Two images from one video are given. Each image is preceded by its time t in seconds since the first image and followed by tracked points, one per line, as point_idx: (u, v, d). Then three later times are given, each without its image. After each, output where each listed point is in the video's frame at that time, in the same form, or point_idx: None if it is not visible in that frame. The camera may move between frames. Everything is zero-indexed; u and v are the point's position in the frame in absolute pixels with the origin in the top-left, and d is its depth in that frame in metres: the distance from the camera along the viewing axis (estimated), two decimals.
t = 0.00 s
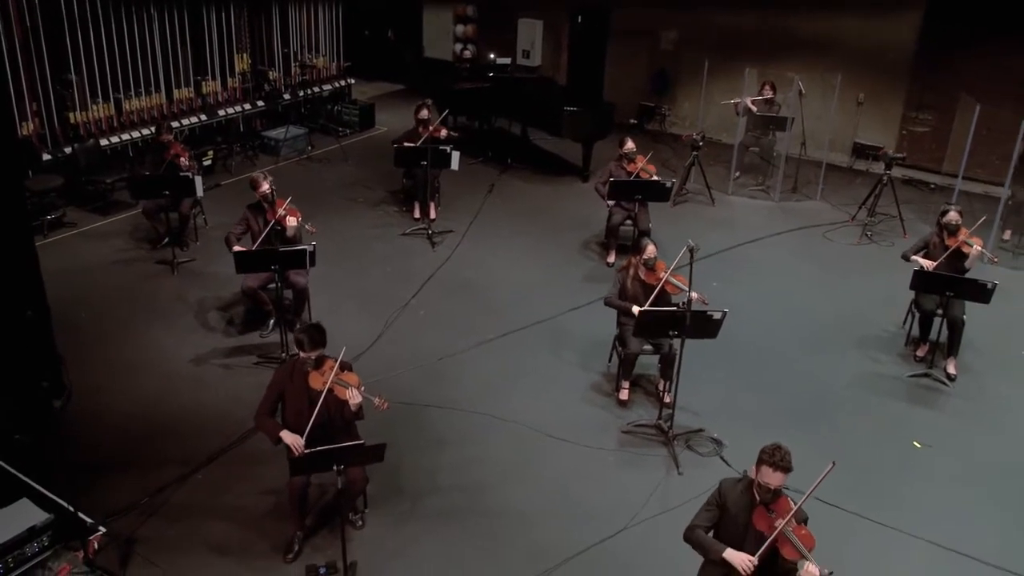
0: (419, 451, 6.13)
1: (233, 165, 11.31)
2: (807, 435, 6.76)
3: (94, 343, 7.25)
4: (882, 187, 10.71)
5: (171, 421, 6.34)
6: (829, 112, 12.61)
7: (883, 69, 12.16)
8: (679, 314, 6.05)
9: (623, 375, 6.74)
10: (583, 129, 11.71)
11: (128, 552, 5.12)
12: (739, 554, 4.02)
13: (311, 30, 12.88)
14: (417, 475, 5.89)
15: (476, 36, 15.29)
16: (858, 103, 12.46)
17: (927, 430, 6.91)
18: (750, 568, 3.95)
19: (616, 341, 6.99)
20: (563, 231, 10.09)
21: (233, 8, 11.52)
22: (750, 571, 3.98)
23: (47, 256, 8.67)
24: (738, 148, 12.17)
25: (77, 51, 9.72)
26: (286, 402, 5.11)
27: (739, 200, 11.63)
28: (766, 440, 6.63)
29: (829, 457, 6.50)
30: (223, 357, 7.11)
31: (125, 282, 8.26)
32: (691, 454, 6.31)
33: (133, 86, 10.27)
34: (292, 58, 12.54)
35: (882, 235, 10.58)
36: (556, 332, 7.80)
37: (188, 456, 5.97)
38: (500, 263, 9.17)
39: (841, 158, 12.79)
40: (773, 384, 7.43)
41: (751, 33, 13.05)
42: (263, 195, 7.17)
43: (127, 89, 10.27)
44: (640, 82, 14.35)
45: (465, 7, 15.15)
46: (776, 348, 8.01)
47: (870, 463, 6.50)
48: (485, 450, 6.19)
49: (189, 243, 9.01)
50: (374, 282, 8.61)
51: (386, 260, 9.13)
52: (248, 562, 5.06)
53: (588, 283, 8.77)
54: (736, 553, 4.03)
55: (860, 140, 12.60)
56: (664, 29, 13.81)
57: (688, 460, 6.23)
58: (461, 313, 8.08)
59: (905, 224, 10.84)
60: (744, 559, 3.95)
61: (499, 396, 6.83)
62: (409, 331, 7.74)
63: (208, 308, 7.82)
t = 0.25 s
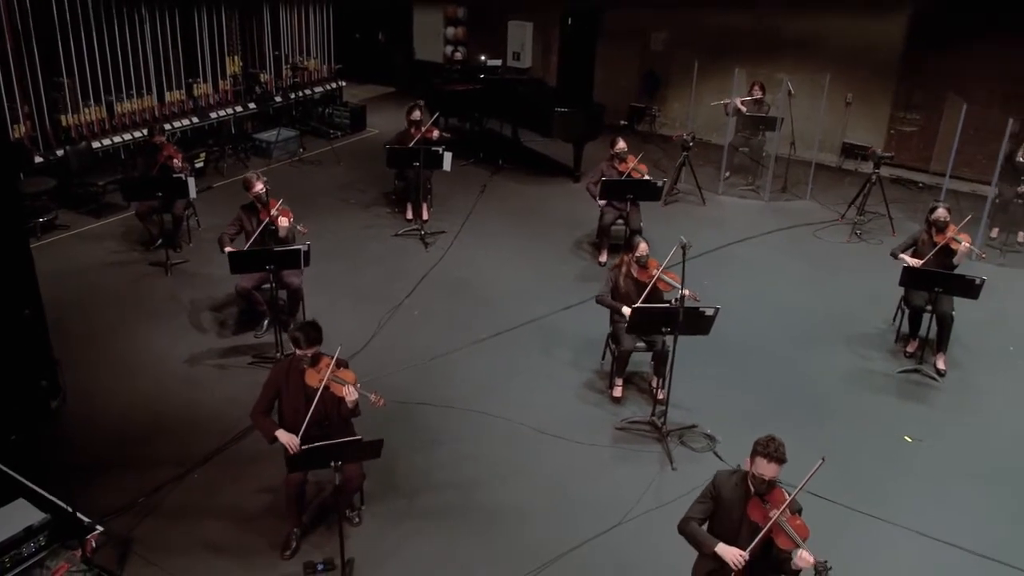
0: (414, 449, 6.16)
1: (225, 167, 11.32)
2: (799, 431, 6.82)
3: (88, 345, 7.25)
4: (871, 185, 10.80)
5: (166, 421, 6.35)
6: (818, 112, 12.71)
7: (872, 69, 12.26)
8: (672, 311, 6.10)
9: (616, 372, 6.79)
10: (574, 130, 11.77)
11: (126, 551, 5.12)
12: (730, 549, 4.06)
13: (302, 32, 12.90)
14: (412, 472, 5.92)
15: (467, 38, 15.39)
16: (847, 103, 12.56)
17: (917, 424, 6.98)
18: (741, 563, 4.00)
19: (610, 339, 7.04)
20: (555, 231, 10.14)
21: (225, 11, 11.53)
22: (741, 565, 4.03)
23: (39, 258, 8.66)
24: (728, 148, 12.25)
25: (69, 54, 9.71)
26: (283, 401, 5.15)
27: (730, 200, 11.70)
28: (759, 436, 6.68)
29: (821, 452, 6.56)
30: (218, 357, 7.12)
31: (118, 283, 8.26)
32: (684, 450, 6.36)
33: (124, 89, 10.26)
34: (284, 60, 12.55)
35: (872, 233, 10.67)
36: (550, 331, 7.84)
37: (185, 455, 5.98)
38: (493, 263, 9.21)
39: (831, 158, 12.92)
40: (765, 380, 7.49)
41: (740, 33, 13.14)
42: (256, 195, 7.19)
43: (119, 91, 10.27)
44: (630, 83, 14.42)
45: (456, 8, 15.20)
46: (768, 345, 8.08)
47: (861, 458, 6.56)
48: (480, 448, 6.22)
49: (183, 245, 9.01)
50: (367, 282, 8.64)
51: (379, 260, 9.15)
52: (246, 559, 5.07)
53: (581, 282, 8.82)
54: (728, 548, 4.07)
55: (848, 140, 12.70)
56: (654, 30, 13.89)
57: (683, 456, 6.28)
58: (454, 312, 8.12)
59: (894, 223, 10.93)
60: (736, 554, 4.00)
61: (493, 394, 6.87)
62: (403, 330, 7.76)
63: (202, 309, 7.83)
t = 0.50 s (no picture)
0: (408, 450, 6.19)
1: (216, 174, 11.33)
2: (789, 430, 6.89)
3: (81, 350, 7.25)
4: (858, 189, 10.92)
5: (160, 425, 6.36)
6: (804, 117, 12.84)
7: (857, 75, 12.41)
8: (663, 311, 6.17)
9: (609, 373, 6.85)
10: (564, 135, 11.85)
11: (122, 553, 5.13)
12: (720, 547, 4.12)
13: (292, 40, 12.94)
14: (407, 473, 5.95)
15: (456, 45, 15.48)
16: (833, 108, 12.69)
17: (906, 423, 7.06)
18: (729, 562, 4.05)
19: (601, 340, 7.10)
20: (546, 236, 10.20)
21: (215, 18, 11.56)
22: (731, 563, 4.09)
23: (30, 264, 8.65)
24: (716, 153, 12.36)
25: (59, 61, 9.72)
26: (278, 401, 5.19)
27: (719, 204, 11.80)
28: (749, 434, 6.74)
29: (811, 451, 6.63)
30: (211, 361, 7.13)
31: (110, 289, 8.26)
32: (677, 449, 6.41)
33: (115, 96, 10.27)
34: (274, 67, 12.59)
35: (859, 236, 10.79)
36: (541, 334, 7.88)
37: (179, 458, 5.99)
38: (484, 267, 9.26)
39: (818, 162, 13.10)
40: (755, 381, 7.56)
41: (727, 40, 13.26)
42: (248, 199, 7.20)
43: (110, 98, 10.28)
44: (618, 89, 14.52)
45: (445, 15, 15.28)
46: (757, 346, 8.16)
47: (851, 457, 6.64)
48: (474, 449, 6.25)
49: (174, 251, 9.02)
50: (359, 286, 8.67)
51: (371, 265, 9.18)
52: (243, 560, 5.09)
53: (571, 285, 8.88)
54: (717, 546, 4.13)
55: (835, 144, 12.83)
56: (642, 37, 13.99)
57: (675, 455, 6.34)
58: (447, 316, 8.16)
59: (881, 226, 11.04)
60: (725, 552, 4.05)
61: (486, 396, 6.91)
62: (396, 334, 7.80)
63: (194, 314, 7.84)
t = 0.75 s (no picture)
0: (403, 454, 6.21)
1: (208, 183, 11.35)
2: (781, 432, 6.95)
3: (75, 358, 7.26)
4: (846, 195, 11.03)
5: (155, 431, 6.37)
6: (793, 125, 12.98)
7: (844, 82, 12.54)
8: (656, 314, 6.23)
9: (602, 377, 6.89)
10: (555, 143, 11.93)
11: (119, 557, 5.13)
12: (712, 548, 4.14)
13: (283, 50, 12.99)
14: (402, 477, 5.97)
15: (447, 55, 15.58)
16: (821, 115, 12.82)
17: (896, 424, 7.14)
18: (722, 562, 4.08)
19: (594, 344, 7.14)
20: (538, 243, 10.26)
21: (207, 28, 11.60)
22: (723, 564, 4.10)
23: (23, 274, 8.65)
24: (705, 160, 12.46)
25: (52, 71, 9.74)
26: (274, 406, 5.21)
27: (709, 211, 11.89)
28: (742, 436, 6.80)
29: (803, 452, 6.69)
30: (205, 367, 7.15)
31: (103, 298, 8.27)
32: (670, 451, 6.46)
33: (107, 105, 10.30)
34: (265, 77, 12.63)
35: (848, 241, 10.89)
36: (535, 339, 7.93)
37: (174, 464, 6.00)
38: (477, 274, 9.31)
39: (807, 170, 13.15)
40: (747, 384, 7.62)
41: (716, 49, 13.39)
42: (242, 207, 7.22)
43: (102, 108, 10.31)
44: (608, 98, 14.61)
45: (435, 25, 15.36)
46: (748, 350, 8.23)
47: (843, 458, 6.70)
48: (468, 452, 6.28)
49: (167, 260, 9.03)
50: (353, 293, 8.70)
51: (364, 272, 9.22)
52: (239, 564, 5.10)
53: (563, 291, 8.93)
54: (710, 547, 4.15)
55: (823, 151, 12.96)
56: (631, 46, 14.10)
57: (668, 457, 6.38)
58: (440, 322, 8.19)
59: (870, 231, 11.15)
60: (717, 553, 4.08)
61: (480, 401, 6.94)
62: (390, 340, 7.83)
63: (188, 321, 7.86)
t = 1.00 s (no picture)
0: (397, 458, 6.24)
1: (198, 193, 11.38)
2: (771, 434, 7.02)
3: (68, 365, 7.26)
4: (833, 201, 11.15)
5: (149, 437, 6.37)
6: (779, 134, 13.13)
7: (829, 91, 12.70)
8: (647, 316, 6.29)
9: (594, 380, 6.94)
10: (545, 152, 12.02)
11: (114, 561, 5.14)
12: (701, 548, 4.25)
13: (273, 60, 13.03)
14: (396, 480, 6.01)
15: (437, 66, 15.69)
16: (807, 123, 12.96)
17: (885, 425, 7.23)
18: (711, 562, 4.18)
19: (586, 348, 7.19)
20: (528, 250, 10.32)
21: (197, 39, 11.63)
22: (712, 564, 4.21)
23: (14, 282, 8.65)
24: (693, 168, 12.57)
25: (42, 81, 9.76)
26: (269, 409, 5.25)
27: (697, 218, 11.99)
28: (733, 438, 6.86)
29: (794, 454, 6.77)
30: (199, 374, 7.16)
31: (95, 306, 8.27)
32: (662, 453, 6.51)
33: (98, 115, 10.32)
34: (255, 87, 12.66)
35: (835, 247, 11.01)
36: (527, 345, 7.97)
37: (169, 469, 6.01)
38: (469, 281, 9.36)
39: (794, 177, 13.33)
40: (737, 387, 7.69)
41: (702, 58, 13.52)
42: (235, 214, 7.26)
43: (92, 118, 10.32)
44: (596, 107, 14.71)
45: (424, 36, 15.46)
46: (738, 353, 8.31)
47: (832, 459, 6.77)
48: (461, 455, 6.32)
49: (159, 268, 9.04)
50: (345, 300, 8.73)
51: (356, 279, 9.26)
52: (235, 566, 5.12)
53: (554, 297, 8.99)
54: (700, 547, 4.26)
55: (810, 159, 13.10)
56: (619, 56, 14.20)
57: (660, 459, 6.43)
58: (432, 328, 8.24)
59: (856, 237, 11.27)
60: (707, 553, 4.18)
61: (473, 405, 6.98)
62: (382, 346, 7.87)
63: (180, 328, 7.87)
